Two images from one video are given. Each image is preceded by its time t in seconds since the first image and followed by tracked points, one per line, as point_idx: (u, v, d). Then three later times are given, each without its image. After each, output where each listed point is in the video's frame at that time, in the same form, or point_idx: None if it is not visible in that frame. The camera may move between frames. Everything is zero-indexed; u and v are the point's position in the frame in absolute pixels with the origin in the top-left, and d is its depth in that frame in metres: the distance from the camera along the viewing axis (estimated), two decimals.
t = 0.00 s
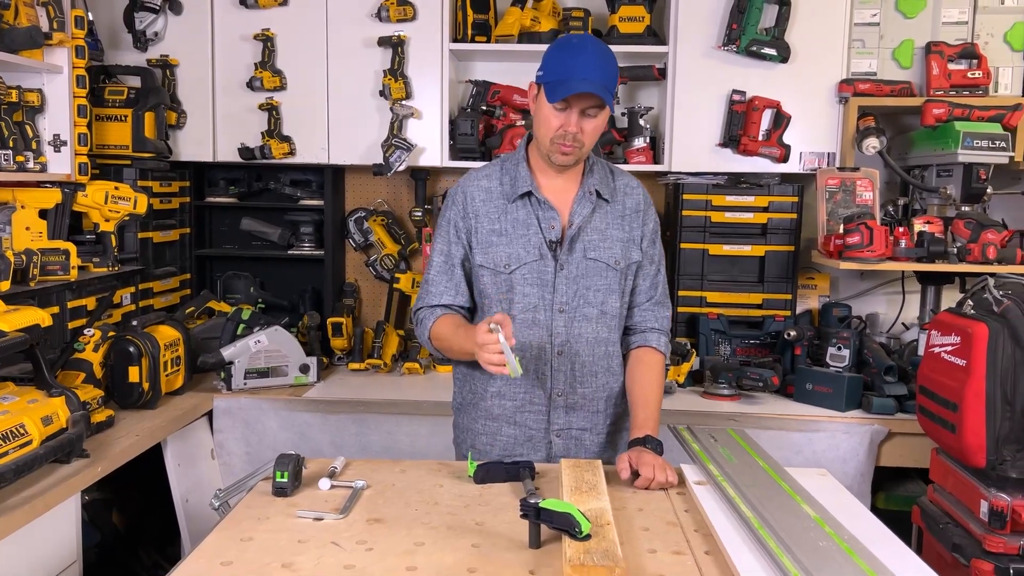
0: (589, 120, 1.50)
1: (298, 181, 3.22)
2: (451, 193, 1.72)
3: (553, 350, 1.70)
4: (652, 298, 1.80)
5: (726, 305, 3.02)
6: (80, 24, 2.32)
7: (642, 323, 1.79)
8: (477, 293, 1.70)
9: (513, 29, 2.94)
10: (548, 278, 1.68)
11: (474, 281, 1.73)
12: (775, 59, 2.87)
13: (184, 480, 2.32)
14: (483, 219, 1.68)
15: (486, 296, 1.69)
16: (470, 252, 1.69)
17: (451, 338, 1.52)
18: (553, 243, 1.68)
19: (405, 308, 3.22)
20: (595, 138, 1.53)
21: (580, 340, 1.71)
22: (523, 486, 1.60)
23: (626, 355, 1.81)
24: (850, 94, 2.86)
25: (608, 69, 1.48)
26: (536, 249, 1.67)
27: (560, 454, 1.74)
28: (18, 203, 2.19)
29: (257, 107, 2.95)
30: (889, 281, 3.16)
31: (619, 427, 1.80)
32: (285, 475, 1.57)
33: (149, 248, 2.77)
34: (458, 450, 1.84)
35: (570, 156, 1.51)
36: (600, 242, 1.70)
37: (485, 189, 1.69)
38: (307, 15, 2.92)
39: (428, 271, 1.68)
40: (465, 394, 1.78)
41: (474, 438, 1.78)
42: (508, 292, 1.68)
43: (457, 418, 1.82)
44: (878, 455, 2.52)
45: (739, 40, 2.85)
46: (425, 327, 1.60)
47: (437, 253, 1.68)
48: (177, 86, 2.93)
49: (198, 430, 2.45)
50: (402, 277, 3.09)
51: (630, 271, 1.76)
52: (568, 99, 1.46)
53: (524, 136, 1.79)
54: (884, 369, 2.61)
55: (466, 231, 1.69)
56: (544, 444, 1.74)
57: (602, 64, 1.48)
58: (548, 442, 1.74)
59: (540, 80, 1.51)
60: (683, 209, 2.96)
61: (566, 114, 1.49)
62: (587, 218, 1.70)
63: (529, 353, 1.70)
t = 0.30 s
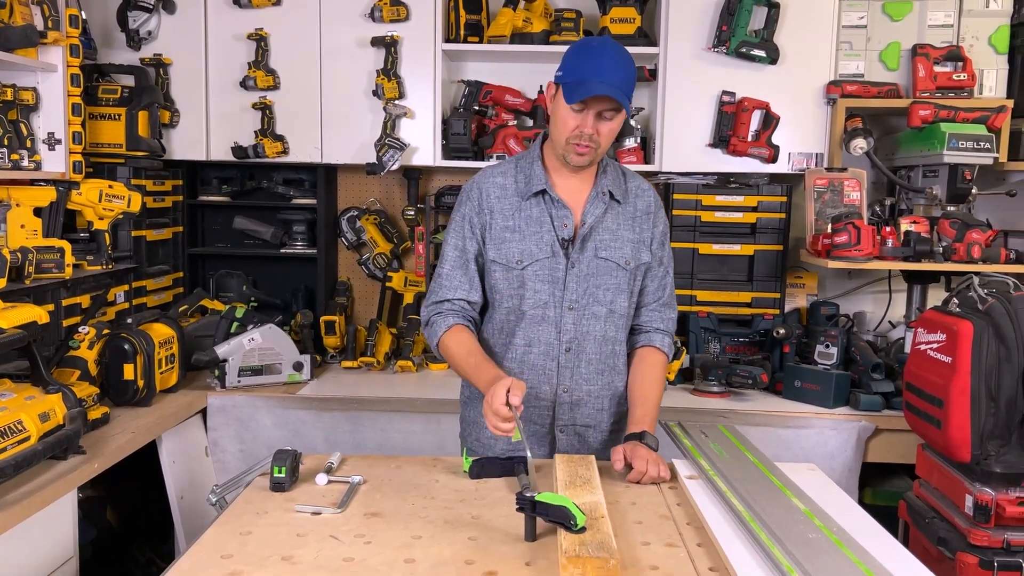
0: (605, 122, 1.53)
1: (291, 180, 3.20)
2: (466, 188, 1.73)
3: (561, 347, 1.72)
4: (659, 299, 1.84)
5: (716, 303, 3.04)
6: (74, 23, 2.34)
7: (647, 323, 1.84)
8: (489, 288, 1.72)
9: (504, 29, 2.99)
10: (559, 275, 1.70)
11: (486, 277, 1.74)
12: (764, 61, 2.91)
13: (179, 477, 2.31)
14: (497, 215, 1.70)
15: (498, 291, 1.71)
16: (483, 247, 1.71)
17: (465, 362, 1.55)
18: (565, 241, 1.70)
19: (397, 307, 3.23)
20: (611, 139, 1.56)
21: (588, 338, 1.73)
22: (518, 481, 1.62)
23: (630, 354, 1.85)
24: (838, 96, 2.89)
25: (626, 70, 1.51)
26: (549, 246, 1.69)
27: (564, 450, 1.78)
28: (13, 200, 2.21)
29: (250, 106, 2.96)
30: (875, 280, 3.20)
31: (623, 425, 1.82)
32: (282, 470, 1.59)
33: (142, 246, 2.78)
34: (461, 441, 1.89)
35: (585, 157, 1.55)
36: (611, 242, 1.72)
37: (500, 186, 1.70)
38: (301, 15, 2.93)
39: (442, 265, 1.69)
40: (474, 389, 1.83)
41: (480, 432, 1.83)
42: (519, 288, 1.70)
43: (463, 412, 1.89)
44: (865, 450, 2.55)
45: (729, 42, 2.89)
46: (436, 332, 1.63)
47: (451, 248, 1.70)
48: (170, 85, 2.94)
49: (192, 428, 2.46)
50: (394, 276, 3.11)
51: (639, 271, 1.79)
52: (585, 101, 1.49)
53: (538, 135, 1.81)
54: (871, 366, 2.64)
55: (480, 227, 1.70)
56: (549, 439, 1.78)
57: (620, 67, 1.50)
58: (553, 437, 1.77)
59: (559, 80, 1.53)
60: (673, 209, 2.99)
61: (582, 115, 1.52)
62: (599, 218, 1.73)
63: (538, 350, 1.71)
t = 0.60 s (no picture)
0: (617, 124, 1.55)
1: (285, 177, 3.19)
2: (476, 186, 1.75)
3: (568, 345, 1.74)
4: (663, 299, 1.86)
5: (707, 301, 3.05)
6: (70, 20, 2.35)
7: (651, 322, 1.86)
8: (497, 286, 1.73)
9: (499, 28, 2.98)
10: (566, 275, 1.72)
11: (494, 274, 1.76)
12: (756, 60, 2.94)
13: (174, 473, 2.31)
14: (507, 213, 1.71)
15: (506, 289, 1.72)
16: (493, 245, 1.72)
17: (476, 370, 1.59)
18: (573, 241, 1.72)
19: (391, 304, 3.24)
20: (621, 140, 1.57)
21: (594, 337, 1.75)
22: (513, 475, 1.64)
23: (633, 353, 1.88)
24: (828, 95, 2.92)
25: (640, 72, 1.51)
26: (557, 246, 1.71)
27: (567, 447, 1.80)
28: (8, 197, 2.22)
29: (244, 104, 2.96)
30: (865, 278, 3.23)
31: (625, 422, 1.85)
32: (280, 464, 1.60)
33: (137, 243, 2.78)
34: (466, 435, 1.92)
35: (595, 158, 1.57)
36: (619, 242, 1.74)
37: (510, 184, 1.72)
38: (295, 13, 2.94)
39: (452, 263, 1.70)
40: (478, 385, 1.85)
41: (484, 427, 1.85)
42: (527, 286, 1.71)
43: (468, 406, 1.91)
44: (856, 446, 2.57)
45: (721, 41, 2.92)
46: (448, 335, 1.66)
47: (462, 245, 1.71)
48: (165, 82, 2.94)
49: (186, 424, 2.46)
50: (389, 274, 3.12)
51: (645, 272, 1.80)
52: (598, 102, 1.50)
53: (548, 133, 1.82)
54: (861, 363, 2.64)
55: (490, 225, 1.72)
56: (553, 436, 1.81)
57: (635, 69, 1.50)
58: (557, 434, 1.80)
59: (573, 80, 1.54)
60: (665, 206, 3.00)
61: (595, 117, 1.53)
62: (607, 219, 1.74)
63: (545, 348, 1.73)
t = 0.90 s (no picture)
0: (623, 125, 1.55)
1: (278, 175, 3.17)
2: (482, 180, 1.75)
3: (567, 343, 1.75)
4: (663, 300, 1.87)
5: (698, 298, 3.05)
6: (63, 17, 2.35)
7: (650, 322, 1.87)
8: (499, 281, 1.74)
9: (492, 26, 3.00)
10: (568, 272, 1.73)
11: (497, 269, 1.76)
12: (747, 59, 2.95)
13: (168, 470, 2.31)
14: (512, 209, 1.72)
15: (508, 284, 1.73)
16: (497, 240, 1.72)
17: (482, 366, 1.61)
18: (576, 239, 1.73)
19: (383, 302, 3.23)
20: (626, 142, 1.58)
21: (594, 335, 1.76)
22: (508, 471, 1.65)
23: (631, 351, 1.89)
24: (819, 93, 2.94)
25: (647, 74, 1.52)
26: (561, 243, 1.72)
27: (564, 442, 1.82)
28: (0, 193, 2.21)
29: (238, 101, 2.96)
30: (856, 276, 3.23)
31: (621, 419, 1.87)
32: (275, 460, 1.61)
33: (130, 240, 2.77)
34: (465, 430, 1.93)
35: (601, 157, 1.58)
36: (621, 242, 1.75)
37: (516, 180, 1.72)
38: (288, 10, 2.93)
39: (457, 256, 1.70)
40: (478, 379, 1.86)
41: (482, 422, 1.86)
42: (529, 283, 1.72)
43: (468, 400, 1.92)
44: (847, 442, 2.56)
45: (714, 40, 2.94)
46: (454, 330, 1.67)
47: (467, 239, 1.71)
48: (158, 79, 2.93)
49: (180, 421, 2.46)
50: (382, 271, 3.12)
51: (645, 272, 1.82)
52: (605, 102, 1.51)
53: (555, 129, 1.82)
54: (852, 360, 2.65)
55: (495, 220, 1.72)
56: (550, 431, 1.82)
57: (642, 71, 1.51)
58: (554, 429, 1.81)
59: (580, 80, 1.55)
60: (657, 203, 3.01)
61: (601, 117, 1.54)
62: (611, 218, 1.75)
63: (545, 344, 1.75)
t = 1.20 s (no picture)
0: (629, 123, 1.55)
1: (272, 172, 3.17)
2: (486, 172, 1.74)
3: (565, 338, 1.75)
4: (662, 300, 1.87)
5: (692, 296, 3.05)
6: (55, 12, 2.35)
7: (647, 321, 1.87)
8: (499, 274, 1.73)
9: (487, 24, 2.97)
10: (568, 268, 1.72)
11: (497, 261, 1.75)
12: (742, 56, 2.96)
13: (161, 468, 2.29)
14: (515, 202, 1.71)
15: (507, 278, 1.72)
16: (498, 232, 1.71)
17: (480, 358, 1.55)
18: (577, 235, 1.73)
19: (377, 299, 3.22)
20: (631, 140, 1.58)
21: (591, 332, 1.76)
22: (503, 468, 1.65)
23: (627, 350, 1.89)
24: (814, 91, 2.95)
25: (654, 74, 1.52)
26: (562, 239, 1.71)
27: (557, 438, 1.82)
28: None
29: (231, 98, 2.94)
30: (850, 273, 3.23)
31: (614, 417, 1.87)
32: (270, 458, 1.61)
33: (122, 237, 2.75)
34: (463, 426, 1.92)
35: (605, 155, 1.57)
36: (621, 240, 1.75)
37: (520, 174, 1.72)
38: (281, 6, 2.92)
39: (458, 247, 1.69)
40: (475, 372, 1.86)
41: (478, 417, 1.86)
42: (529, 277, 1.72)
43: (465, 395, 1.92)
44: (840, 439, 2.56)
45: (708, 37, 2.93)
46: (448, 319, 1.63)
47: (469, 231, 1.68)
48: (150, 75, 2.91)
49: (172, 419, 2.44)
50: (376, 268, 3.10)
51: (644, 271, 1.82)
52: (612, 99, 1.50)
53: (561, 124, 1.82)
54: (846, 357, 2.65)
55: (497, 212, 1.71)
56: (544, 427, 1.82)
57: (650, 71, 1.51)
58: (547, 425, 1.81)
59: (588, 76, 1.54)
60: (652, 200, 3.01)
61: (608, 114, 1.53)
62: (612, 216, 1.75)
63: (542, 339, 1.74)
